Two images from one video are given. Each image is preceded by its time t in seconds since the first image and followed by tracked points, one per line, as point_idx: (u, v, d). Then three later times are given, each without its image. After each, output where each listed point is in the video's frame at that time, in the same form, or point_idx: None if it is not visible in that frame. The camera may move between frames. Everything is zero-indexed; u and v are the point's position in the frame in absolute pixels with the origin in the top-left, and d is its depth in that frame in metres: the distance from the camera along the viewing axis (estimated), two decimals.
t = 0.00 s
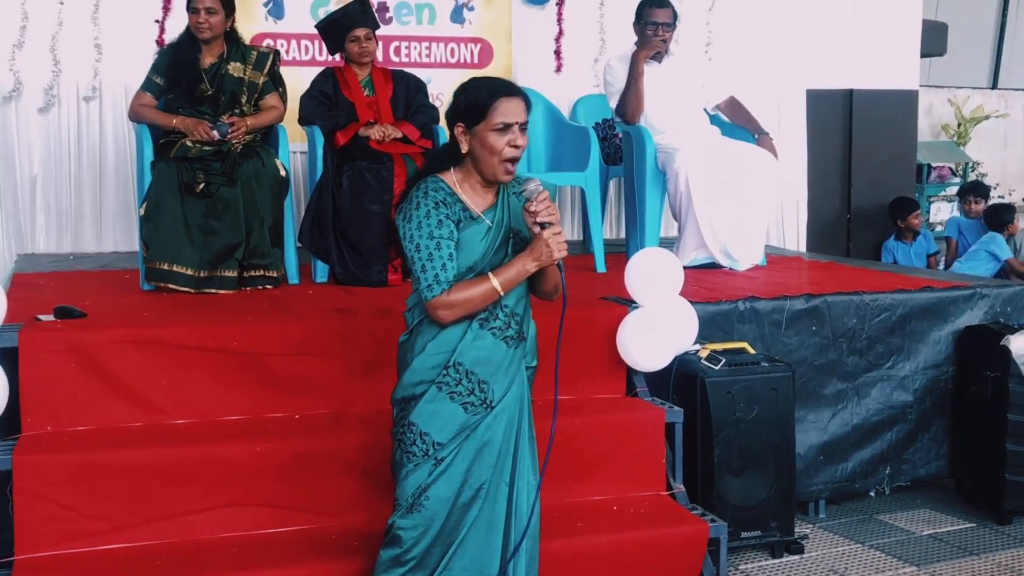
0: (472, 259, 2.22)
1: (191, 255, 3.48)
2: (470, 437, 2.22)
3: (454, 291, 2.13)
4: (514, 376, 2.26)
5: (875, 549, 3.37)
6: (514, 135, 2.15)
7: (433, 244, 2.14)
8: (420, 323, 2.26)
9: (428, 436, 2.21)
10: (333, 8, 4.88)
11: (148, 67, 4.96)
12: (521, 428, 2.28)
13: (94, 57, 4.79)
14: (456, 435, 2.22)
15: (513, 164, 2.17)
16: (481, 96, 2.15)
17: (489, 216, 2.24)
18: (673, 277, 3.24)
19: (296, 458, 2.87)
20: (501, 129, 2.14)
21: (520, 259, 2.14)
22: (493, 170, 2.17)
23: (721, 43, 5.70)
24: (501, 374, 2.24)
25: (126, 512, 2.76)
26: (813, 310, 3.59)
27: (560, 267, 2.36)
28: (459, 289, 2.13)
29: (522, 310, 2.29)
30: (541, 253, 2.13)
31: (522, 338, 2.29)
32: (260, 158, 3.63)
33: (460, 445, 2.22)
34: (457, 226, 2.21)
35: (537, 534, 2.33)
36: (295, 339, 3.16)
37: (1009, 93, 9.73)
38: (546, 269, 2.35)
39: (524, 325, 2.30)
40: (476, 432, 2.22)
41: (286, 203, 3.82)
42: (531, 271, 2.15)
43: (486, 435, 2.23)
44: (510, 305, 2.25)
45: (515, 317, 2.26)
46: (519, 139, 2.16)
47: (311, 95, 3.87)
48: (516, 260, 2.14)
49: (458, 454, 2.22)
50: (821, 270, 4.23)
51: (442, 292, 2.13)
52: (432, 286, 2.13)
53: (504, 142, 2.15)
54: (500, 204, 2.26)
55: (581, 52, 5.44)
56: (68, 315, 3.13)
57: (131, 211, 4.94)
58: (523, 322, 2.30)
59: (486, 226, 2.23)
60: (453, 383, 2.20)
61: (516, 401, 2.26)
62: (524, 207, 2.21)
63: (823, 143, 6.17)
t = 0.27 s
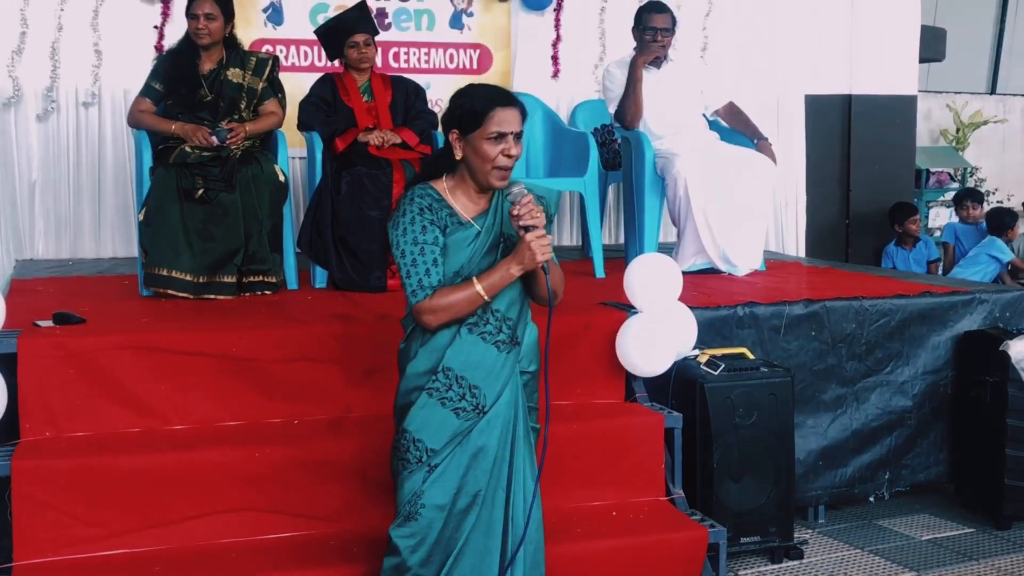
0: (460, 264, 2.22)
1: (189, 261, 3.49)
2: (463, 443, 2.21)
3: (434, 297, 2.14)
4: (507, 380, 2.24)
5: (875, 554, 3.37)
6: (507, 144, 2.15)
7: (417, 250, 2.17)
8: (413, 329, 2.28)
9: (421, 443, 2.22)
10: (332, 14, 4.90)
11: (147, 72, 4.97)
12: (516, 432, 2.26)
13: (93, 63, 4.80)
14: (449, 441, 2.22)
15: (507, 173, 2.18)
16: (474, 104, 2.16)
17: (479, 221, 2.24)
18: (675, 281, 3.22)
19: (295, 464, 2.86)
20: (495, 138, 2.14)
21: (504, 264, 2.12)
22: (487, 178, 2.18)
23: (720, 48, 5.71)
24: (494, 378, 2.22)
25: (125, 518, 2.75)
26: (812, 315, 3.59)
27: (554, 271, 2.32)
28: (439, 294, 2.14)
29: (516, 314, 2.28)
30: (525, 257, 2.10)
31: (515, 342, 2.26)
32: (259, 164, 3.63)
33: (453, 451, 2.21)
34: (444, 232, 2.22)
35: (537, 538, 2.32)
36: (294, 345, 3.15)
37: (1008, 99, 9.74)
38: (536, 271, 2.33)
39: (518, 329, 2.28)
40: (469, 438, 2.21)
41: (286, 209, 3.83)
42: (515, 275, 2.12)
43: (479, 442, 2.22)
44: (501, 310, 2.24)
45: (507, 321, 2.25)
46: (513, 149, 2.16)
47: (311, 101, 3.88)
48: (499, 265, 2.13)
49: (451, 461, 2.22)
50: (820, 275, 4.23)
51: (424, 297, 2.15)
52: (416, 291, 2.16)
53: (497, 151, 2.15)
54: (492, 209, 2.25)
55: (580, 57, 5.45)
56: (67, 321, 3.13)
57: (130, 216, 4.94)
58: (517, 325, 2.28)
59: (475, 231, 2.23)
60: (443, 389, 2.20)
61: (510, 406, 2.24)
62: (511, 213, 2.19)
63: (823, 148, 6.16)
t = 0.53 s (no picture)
0: (453, 268, 2.22)
1: (190, 267, 3.47)
2: (456, 449, 2.21)
3: (425, 301, 2.14)
4: (500, 386, 2.23)
5: (875, 559, 3.37)
6: (506, 153, 2.15)
7: (410, 254, 2.18)
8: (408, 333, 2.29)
9: (415, 448, 2.22)
10: (332, 19, 4.90)
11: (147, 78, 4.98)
12: (510, 439, 2.26)
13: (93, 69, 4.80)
14: (442, 447, 2.22)
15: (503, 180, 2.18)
16: (476, 110, 2.15)
17: (474, 226, 2.24)
18: (675, 286, 3.24)
19: (295, 469, 2.86)
20: (493, 146, 2.14)
21: (494, 269, 2.12)
22: (482, 184, 2.18)
23: (720, 53, 5.71)
24: (486, 384, 2.22)
25: (125, 524, 2.75)
26: (812, 320, 3.59)
27: (548, 278, 2.30)
28: (430, 298, 2.14)
29: (510, 320, 2.27)
30: (514, 263, 2.09)
31: (509, 347, 2.26)
32: (259, 168, 3.65)
33: (446, 457, 2.22)
34: (437, 236, 2.22)
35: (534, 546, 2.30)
36: (294, 350, 3.15)
37: (1008, 104, 9.75)
38: (531, 278, 2.30)
39: (512, 334, 2.27)
40: (462, 444, 2.21)
41: (286, 214, 3.84)
42: (506, 281, 2.12)
43: (473, 448, 2.22)
44: (494, 315, 2.24)
45: (500, 327, 2.24)
46: (511, 158, 2.16)
47: (311, 106, 3.89)
48: (490, 270, 2.12)
49: (445, 466, 2.22)
50: (819, 279, 4.23)
51: (415, 301, 2.16)
52: (408, 296, 2.17)
53: (494, 159, 2.15)
54: (489, 215, 2.24)
55: (580, 62, 5.46)
56: (67, 327, 3.13)
57: (129, 221, 4.94)
58: (511, 331, 2.27)
59: (469, 236, 2.23)
60: (435, 394, 2.20)
61: (502, 412, 2.24)
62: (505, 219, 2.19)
63: (822, 152, 6.16)
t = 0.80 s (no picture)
0: (455, 273, 2.22)
1: (189, 270, 3.48)
2: (457, 453, 2.21)
3: (428, 306, 2.14)
4: (501, 390, 2.23)
5: (875, 562, 3.37)
6: (507, 157, 2.15)
7: (411, 259, 2.17)
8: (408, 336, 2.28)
9: (415, 452, 2.22)
10: (331, 23, 4.91)
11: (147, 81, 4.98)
12: (510, 443, 2.25)
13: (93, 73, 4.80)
14: (443, 451, 2.21)
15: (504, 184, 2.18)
16: (477, 114, 2.15)
17: (475, 231, 2.24)
18: (675, 290, 3.22)
19: (295, 474, 2.85)
20: (495, 150, 2.14)
21: (498, 275, 2.12)
22: (483, 188, 2.17)
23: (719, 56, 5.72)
24: (487, 388, 2.21)
25: (124, 528, 2.74)
26: (811, 323, 3.59)
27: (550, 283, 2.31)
28: (433, 304, 2.14)
29: (510, 324, 2.27)
30: (518, 269, 2.09)
31: (510, 351, 2.26)
32: (258, 172, 3.64)
33: (447, 461, 2.21)
34: (439, 241, 2.22)
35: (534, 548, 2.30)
36: (293, 354, 3.14)
37: (1006, 108, 9.76)
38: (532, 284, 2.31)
39: (512, 338, 2.27)
40: (463, 449, 2.21)
41: (286, 219, 3.84)
42: (509, 287, 2.12)
43: (474, 452, 2.21)
44: (495, 319, 2.24)
45: (502, 331, 2.25)
46: (512, 162, 2.16)
47: (311, 109, 3.89)
48: (493, 276, 2.12)
49: (446, 470, 2.21)
50: (819, 283, 4.23)
51: (418, 306, 2.15)
52: (409, 301, 2.16)
53: (496, 163, 2.15)
54: (489, 220, 2.25)
55: (579, 65, 5.46)
56: (67, 331, 3.13)
57: (129, 225, 4.94)
58: (512, 335, 2.27)
59: (471, 240, 2.23)
60: (436, 398, 2.20)
61: (503, 415, 2.23)
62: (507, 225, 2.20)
63: (822, 155, 6.16)
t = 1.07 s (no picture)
0: (457, 278, 2.22)
1: (188, 274, 3.48)
2: (461, 457, 2.21)
3: (433, 311, 2.14)
4: (504, 393, 2.23)
5: (875, 565, 3.36)
6: (509, 160, 2.16)
7: (414, 263, 2.17)
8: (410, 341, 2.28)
9: (419, 456, 2.21)
10: (330, 27, 4.92)
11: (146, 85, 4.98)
12: (514, 446, 2.25)
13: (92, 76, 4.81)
14: (446, 455, 2.21)
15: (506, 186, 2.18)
16: (478, 118, 2.15)
17: (476, 235, 2.24)
18: (674, 294, 3.23)
19: (294, 477, 2.85)
20: (497, 153, 2.15)
21: (501, 278, 2.13)
22: (485, 189, 2.18)
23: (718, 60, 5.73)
24: (490, 391, 2.22)
25: (124, 532, 2.74)
26: (811, 326, 3.59)
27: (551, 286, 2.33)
28: (437, 309, 2.14)
29: (512, 327, 2.28)
30: (523, 273, 2.11)
31: (512, 354, 2.26)
32: (257, 176, 3.64)
33: (450, 465, 2.21)
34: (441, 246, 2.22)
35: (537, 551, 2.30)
36: (293, 358, 3.14)
37: (1005, 111, 9.77)
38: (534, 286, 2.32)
39: (515, 341, 2.28)
40: (466, 452, 2.21)
41: (285, 222, 3.83)
42: (513, 290, 2.13)
43: (477, 455, 2.21)
44: (497, 323, 2.25)
45: (504, 335, 2.25)
46: (514, 165, 2.17)
47: (310, 113, 3.89)
48: (497, 279, 2.13)
49: (450, 474, 2.21)
50: (818, 286, 4.24)
51: (422, 312, 2.15)
52: (413, 305, 2.16)
53: (499, 166, 2.16)
54: (489, 223, 2.25)
55: (579, 69, 5.47)
56: (66, 335, 3.13)
57: (128, 229, 4.94)
58: (514, 338, 2.28)
59: (472, 245, 2.23)
60: (440, 402, 2.20)
61: (507, 419, 2.24)
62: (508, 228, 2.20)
63: (821, 158, 6.16)
